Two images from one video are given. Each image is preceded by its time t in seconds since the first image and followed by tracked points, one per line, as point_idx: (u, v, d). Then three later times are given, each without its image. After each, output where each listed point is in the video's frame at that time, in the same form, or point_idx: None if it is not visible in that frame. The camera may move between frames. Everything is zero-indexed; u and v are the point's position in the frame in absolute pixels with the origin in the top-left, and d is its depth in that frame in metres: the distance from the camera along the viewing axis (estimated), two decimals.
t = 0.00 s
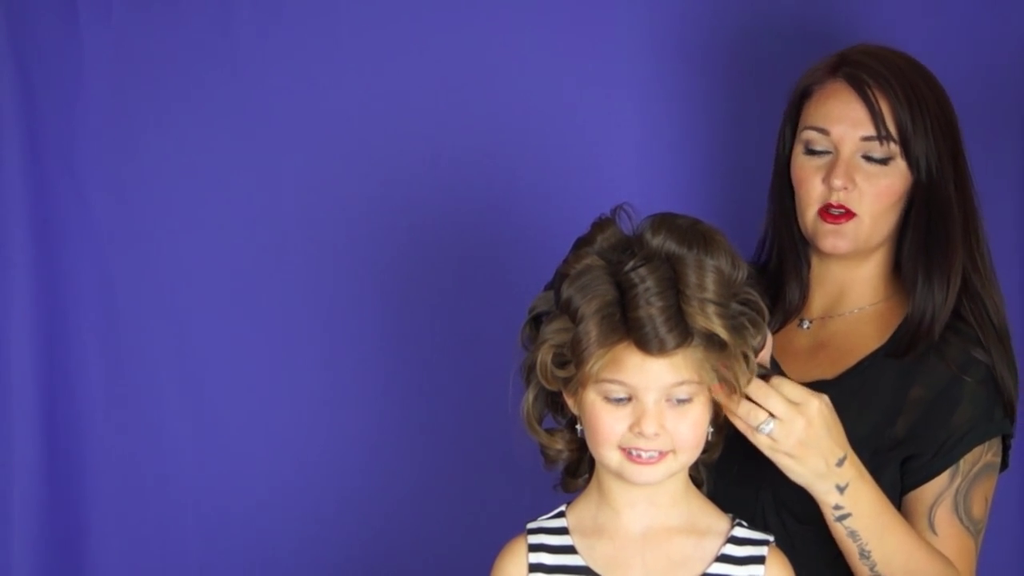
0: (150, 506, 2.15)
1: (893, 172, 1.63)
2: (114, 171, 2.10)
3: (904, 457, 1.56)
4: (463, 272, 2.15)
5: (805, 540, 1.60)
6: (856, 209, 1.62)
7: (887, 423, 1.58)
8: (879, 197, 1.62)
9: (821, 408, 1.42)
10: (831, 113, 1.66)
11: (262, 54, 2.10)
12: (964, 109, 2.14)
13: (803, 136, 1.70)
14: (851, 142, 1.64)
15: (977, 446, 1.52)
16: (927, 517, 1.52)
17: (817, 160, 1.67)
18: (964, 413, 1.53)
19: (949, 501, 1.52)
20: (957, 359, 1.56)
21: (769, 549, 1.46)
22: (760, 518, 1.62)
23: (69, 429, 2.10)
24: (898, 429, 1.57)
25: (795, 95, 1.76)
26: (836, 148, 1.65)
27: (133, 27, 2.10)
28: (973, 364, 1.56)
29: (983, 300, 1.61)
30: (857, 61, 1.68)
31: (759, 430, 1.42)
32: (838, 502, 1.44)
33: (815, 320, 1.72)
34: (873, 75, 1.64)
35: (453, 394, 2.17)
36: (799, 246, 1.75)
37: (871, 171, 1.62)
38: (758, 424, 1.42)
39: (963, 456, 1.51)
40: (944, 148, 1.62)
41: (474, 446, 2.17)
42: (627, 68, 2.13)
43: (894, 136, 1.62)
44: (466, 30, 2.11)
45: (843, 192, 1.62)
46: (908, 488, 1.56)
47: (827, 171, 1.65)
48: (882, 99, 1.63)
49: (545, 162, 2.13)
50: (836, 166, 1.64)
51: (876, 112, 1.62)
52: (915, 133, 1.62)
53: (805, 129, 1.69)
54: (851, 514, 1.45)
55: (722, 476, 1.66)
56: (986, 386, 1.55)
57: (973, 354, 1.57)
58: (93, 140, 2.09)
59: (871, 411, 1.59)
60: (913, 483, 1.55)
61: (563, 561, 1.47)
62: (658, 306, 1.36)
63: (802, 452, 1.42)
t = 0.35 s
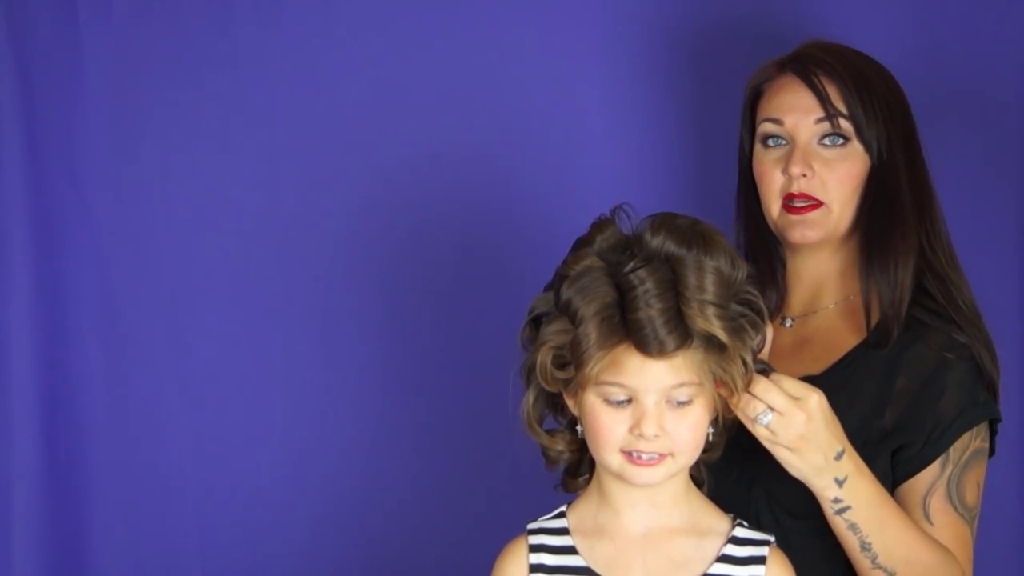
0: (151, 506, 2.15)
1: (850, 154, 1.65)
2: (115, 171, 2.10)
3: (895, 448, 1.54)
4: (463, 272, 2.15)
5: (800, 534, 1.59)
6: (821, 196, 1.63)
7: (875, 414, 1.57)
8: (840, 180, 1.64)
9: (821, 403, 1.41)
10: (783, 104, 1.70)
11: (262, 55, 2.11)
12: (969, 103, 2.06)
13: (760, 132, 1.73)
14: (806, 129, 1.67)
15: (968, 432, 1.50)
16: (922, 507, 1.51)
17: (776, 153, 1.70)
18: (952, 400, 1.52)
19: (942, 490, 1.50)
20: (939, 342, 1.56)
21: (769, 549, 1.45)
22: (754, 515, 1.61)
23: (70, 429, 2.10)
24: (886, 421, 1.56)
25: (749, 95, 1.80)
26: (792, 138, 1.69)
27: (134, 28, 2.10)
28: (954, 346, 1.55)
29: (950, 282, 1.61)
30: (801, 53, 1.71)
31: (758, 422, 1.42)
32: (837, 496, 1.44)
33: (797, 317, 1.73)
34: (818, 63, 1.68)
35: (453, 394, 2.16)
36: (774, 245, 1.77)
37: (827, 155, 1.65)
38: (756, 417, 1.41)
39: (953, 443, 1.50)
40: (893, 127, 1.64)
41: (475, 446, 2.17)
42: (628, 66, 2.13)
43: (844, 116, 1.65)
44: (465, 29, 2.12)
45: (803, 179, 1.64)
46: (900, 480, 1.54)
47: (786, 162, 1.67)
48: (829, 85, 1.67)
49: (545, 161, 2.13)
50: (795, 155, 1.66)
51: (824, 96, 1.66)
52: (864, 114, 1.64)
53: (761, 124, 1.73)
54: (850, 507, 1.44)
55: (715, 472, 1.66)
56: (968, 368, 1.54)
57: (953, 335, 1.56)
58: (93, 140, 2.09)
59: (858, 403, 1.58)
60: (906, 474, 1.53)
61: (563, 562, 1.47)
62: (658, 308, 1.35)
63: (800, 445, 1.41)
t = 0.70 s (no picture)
0: (151, 504, 2.15)
1: (839, 155, 1.64)
2: (116, 169, 2.11)
3: (887, 448, 1.54)
4: (463, 271, 2.15)
5: (794, 534, 1.59)
6: (811, 198, 1.63)
7: (868, 413, 1.57)
8: (828, 181, 1.63)
9: (819, 402, 1.42)
10: (772, 105, 1.69)
11: (262, 55, 2.11)
12: (971, 104, 2.06)
13: (750, 133, 1.73)
14: (795, 130, 1.67)
15: (959, 432, 1.50)
16: (914, 507, 1.51)
17: (766, 154, 1.70)
18: (945, 400, 1.51)
19: (934, 491, 1.50)
20: (930, 341, 1.55)
21: (769, 550, 1.45)
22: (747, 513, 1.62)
23: (70, 428, 2.11)
24: (878, 420, 1.56)
25: (739, 96, 1.80)
26: (782, 139, 1.68)
27: (134, 28, 2.10)
28: (945, 344, 1.54)
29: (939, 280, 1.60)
30: (791, 54, 1.71)
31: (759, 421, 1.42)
32: (836, 495, 1.44)
33: (790, 318, 1.73)
34: (807, 64, 1.68)
35: (453, 394, 2.16)
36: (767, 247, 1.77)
37: (816, 155, 1.65)
38: (758, 415, 1.42)
39: (945, 443, 1.50)
40: (882, 127, 1.64)
41: (474, 445, 2.17)
42: (629, 66, 2.12)
43: (834, 118, 1.65)
44: (465, 29, 2.12)
45: (792, 180, 1.64)
46: (892, 480, 1.54)
47: (776, 163, 1.67)
48: (818, 86, 1.66)
49: (545, 161, 2.13)
50: (785, 155, 1.66)
51: (813, 98, 1.65)
52: (853, 114, 1.64)
53: (751, 126, 1.73)
54: (848, 507, 1.44)
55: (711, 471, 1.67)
56: (960, 367, 1.53)
57: (944, 334, 1.55)
58: (93, 140, 2.10)
59: (852, 402, 1.58)
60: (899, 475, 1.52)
61: (563, 562, 1.47)
62: (657, 309, 1.35)
63: (802, 444, 1.41)
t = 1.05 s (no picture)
0: (150, 502, 2.16)
1: (843, 165, 1.63)
2: (117, 168, 2.11)
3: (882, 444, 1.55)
4: (463, 270, 2.15)
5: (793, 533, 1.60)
6: (812, 207, 1.63)
7: (862, 412, 1.58)
8: (832, 191, 1.63)
9: (816, 402, 1.42)
10: (777, 113, 1.67)
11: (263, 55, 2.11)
12: (971, 107, 2.06)
13: (753, 138, 1.71)
14: (801, 140, 1.65)
15: (955, 430, 1.51)
16: (909, 505, 1.52)
17: (769, 161, 1.68)
18: (939, 399, 1.52)
19: (929, 488, 1.51)
20: (925, 343, 1.56)
21: (771, 550, 1.46)
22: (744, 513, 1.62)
23: (70, 426, 2.12)
24: (872, 418, 1.57)
25: (744, 98, 1.77)
26: (786, 147, 1.66)
27: (133, 27, 2.10)
28: (940, 346, 1.55)
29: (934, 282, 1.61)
30: (798, 60, 1.68)
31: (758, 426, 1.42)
32: (835, 493, 1.44)
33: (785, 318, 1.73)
34: (814, 71, 1.65)
35: (452, 392, 2.17)
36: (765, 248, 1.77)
37: (821, 166, 1.63)
38: (757, 421, 1.42)
39: (941, 441, 1.51)
40: (886, 137, 1.63)
41: (474, 444, 2.17)
42: (630, 69, 2.13)
43: (840, 130, 1.63)
44: (465, 30, 2.12)
45: (796, 189, 1.63)
46: (887, 478, 1.55)
47: (779, 171, 1.66)
48: (824, 95, 1.64)
49: (545, 162, 2.13)
50: (789, 165, 1.65)
51: (819, 108, 1.63)
52: (859, 124, 1.63)
53: (754, 131, 1.71)
54: (847, 504, 1.45)
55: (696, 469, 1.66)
56: (955, 367, 1.54)
57: (938, 335, 1.56)
58: (94, 139, 2.10)
59: (848, 401, 1.59)
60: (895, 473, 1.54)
61: (565, 560, 1.47)
62: (662, 309, 1.36)
63: (802, 444, 1.42)
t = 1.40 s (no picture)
0: (149, 501, 2.16)
1: (840, 170, 1.63)
2: (116, 168, 2.11)
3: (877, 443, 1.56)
4: (464, 269, 2.15)
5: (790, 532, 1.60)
6: (807, 211, 1.63)
7: (855, 412, 1.58)
8: (827, 195, 1.62)
9: (826, 411, 1.42)
10: (775, 116, 1.66)
11: (263, 53, 2.11)
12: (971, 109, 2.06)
13: (750, 140, 1.70)
14: (798, 144, 1.64)
15: (949, 429, 1.52)
16: (908, 505, 1.52)
17: (767, 163, 1.67)
18: (934, 400, 1.52)
19: (927, 487, 1.52)
20: (917, 344, 1.56)
21: (773, 551, 1.46)
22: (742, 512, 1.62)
23: (68, 425, 2.12)
24: (866, 418, 1.57)
25: (741, 99, 1.76)
26: (783, 150, 1.65)
27: (133, 27, 2.10)
28: (933, 347, 1.55)
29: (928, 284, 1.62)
30: (798, 63, 1.67)
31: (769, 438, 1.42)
32: (844, 499, 1.44)
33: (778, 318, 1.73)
34: (814, 76, 1.64)
35: (451, 391, 2.17)
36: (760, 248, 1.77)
37: (818, 170, 1.63)
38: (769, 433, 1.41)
39: (936, 441, 1.51)
40: (885, 142, 1.63)
41: (473, 442, 2.18)
42: (630, 71, 2.13)
43: (838, 136, 1.62)
44: (465, 31, 2.12)
45: (793, 193, 1.63)
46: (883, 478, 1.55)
47: (775, 174, 1.65)
48: (823, 99, 1.63)
49: (545, 164, 2.14)
50: (785, 168, 1.64)
51: (817, 112, 1.62)
52: (857, 128, 1.62)
53: (751, 133, 1.69)
54: (856, 509, 1.45)
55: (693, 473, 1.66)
56: (948, 368, 1.54)
57: (931, 337, 1.56)
58: (94, 138, 2.11)
59: (840, 401, 1.59)
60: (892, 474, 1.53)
61: (565, 560, 1.47)
62: (666, 310, 1.36)
63: (814, 454, 1.42)
